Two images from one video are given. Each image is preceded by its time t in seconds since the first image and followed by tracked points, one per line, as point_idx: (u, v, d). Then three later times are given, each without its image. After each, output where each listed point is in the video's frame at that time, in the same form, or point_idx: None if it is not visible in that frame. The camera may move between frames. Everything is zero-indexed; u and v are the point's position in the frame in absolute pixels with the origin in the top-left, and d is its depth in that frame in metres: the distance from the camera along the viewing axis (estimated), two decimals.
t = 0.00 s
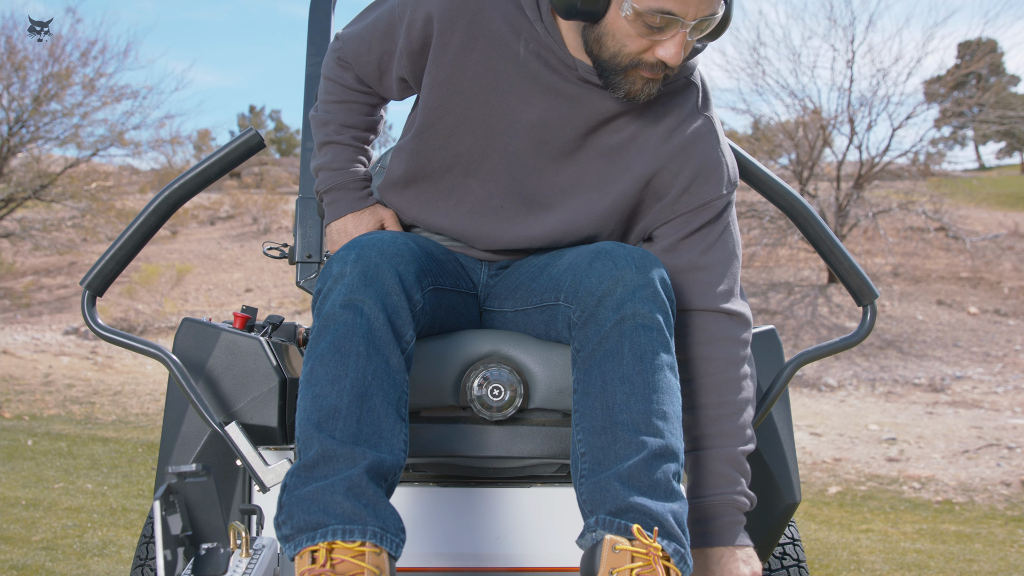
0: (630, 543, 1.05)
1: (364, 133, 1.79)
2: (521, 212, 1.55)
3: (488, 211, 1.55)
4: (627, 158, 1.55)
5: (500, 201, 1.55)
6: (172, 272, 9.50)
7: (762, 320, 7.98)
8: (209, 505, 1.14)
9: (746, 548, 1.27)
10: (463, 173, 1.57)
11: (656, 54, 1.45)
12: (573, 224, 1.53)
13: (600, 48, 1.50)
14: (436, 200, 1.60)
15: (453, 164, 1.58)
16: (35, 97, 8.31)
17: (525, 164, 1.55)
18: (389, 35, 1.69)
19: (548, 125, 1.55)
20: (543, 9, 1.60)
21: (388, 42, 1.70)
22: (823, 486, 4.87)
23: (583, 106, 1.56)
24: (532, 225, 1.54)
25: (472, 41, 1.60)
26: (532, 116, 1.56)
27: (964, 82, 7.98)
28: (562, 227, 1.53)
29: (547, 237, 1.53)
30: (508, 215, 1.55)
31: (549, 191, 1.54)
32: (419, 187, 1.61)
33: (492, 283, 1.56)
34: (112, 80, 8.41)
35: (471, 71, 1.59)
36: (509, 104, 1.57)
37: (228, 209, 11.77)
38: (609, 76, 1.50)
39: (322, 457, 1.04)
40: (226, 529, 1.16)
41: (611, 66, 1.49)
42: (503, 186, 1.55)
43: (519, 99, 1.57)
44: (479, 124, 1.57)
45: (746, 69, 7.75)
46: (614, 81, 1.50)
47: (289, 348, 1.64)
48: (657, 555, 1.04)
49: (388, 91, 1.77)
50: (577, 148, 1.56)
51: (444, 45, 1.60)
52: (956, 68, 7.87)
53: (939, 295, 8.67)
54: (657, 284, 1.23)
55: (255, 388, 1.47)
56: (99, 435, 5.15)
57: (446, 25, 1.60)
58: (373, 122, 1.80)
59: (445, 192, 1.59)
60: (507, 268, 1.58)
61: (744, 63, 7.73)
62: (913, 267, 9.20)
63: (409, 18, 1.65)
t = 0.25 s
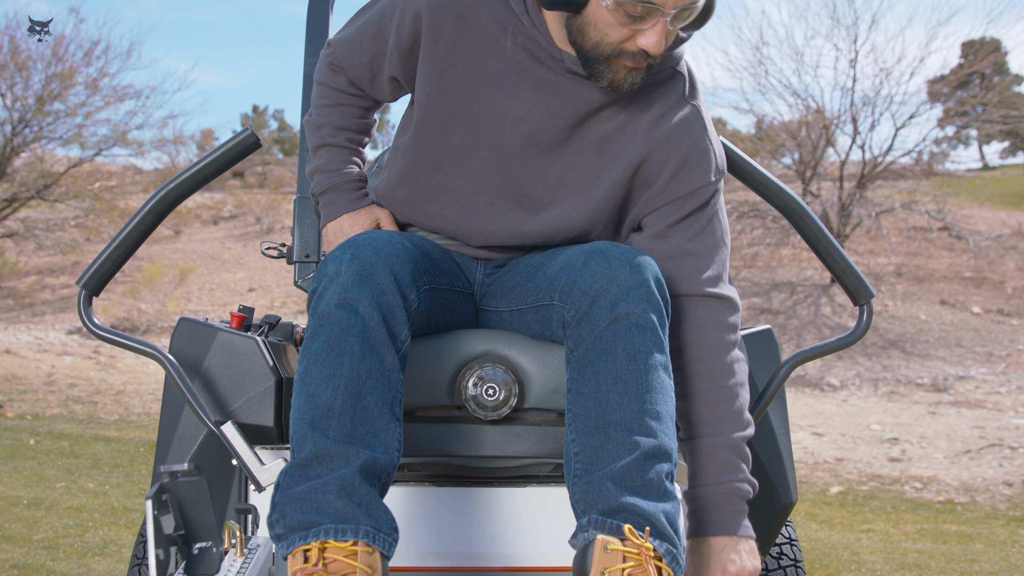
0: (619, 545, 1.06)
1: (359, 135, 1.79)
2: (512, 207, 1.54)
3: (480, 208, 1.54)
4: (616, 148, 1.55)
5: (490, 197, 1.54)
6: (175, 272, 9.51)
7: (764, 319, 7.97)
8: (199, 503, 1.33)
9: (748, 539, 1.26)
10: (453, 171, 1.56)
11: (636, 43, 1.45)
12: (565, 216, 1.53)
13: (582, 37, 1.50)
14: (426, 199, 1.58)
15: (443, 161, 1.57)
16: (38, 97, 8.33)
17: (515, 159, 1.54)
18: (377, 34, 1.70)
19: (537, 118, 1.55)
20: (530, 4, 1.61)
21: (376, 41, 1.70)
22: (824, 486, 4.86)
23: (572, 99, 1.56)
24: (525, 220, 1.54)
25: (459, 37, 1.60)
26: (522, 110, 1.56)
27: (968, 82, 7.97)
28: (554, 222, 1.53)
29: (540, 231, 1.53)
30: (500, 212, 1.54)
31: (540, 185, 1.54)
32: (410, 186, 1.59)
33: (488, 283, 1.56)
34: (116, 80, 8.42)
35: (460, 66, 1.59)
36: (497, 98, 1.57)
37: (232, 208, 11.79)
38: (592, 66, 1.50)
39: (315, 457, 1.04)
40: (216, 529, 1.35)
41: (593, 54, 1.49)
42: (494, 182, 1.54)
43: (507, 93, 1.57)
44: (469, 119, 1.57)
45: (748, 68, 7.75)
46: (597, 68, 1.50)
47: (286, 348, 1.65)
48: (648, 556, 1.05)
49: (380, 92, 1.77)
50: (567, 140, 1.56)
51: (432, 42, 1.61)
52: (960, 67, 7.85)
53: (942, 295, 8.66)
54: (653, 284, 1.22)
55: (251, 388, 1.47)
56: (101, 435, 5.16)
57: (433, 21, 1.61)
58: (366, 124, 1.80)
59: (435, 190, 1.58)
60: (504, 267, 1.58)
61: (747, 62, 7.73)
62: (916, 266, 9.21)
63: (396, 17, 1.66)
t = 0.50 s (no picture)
0: (610, 544, 1.05)
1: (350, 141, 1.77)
2: (508, 193, 1.53)
3: (476, 198, 1.54)
4: (608, 124, 1.55)
5: (485, 185, 1.54)
6: (179, 272, 9.53)
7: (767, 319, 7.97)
8: (194, 504, 1.33)
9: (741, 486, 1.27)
10: (445, 162, 1.55)
11: (609, 17, 1.43)
12: (562, 198, 1.53)
13: (559, 13, 1.50)
14: (421, 193, 1.57)
15: (436, 152, 1.56)
16: (42, 97, 8.35)
17: (508, 145, 1.54)
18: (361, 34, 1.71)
19: (526, 101, 1.55)
20: None
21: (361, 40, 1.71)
22: (827, 486, 4.86)
23: (560, 80, 1.56)
24: (522, 206, 1.53)
25: (443, 28, 1.61)
26: (511, 95, 1.56)
27: (972, 81, 7.95)
28: (551, 205, 1.53)
29: (538, 215, 1.53)
30: (496, 200, 1.53)
31: (534, 170, 1.54)
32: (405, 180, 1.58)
33: (486, 282, 1.56)
34: (119, 80, 8.44)
35: (446, 56, 1.60)
36: (486, 85, 1.57)
37: (235, 208, 11.81)
38: (569, 42, 1.49)
39: (309, 456, 1.04)
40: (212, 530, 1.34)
41: (569, 29, 1.48)
42: (487, 169, 1.53)
43: (495, 79, 1.58)
44: (458, 107, 1.57)
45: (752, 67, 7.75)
46: (573, 43, 1.49)
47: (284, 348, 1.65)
48: (642, 556, 1.05)
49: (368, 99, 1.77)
50: (558, 121, 1.56)
51: (416, 34, 1.62)
52: (964, 66, 7.84)
53: (946, 294, 8.64)
54: (649, 282, 1.22)
55: (249, 388, 1.47)
56: (104, 435, 5.17)
57: (416, 13, 1.62)
58: (357, 131, 1.78)
59: (430, 184, 1.56)
60: (502, 264, 1.58)
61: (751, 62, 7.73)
62: (920, 265, 9.19)
63: (378, 14, 1.67)
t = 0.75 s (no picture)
0: (608, 545, 1.06)
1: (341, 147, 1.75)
2: (505, 179, 1.55)
3: (472, 185, 1.55)
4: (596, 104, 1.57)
5: (481, 172, 1.55)
6: (183, 272, 9.54)
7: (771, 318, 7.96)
8: (191, 504, 1.26)
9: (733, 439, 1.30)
10: (439, 151, 1.56)
11: None
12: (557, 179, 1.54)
13: None
14: (417, 185, 1.57)
15: (430, 141, 1.56)
16: (47, 98, 8.38)
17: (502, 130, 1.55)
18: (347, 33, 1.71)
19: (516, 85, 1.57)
20: None
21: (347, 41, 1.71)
22: (831, 486, 4.85)
23: (548, 63, 1.58)
24: (518, 188, 1.55)
25: (430, 20, 1.62)
26: (500, 81, 1.58)
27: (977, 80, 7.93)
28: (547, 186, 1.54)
29: (536, 197, 1.54)
30: (492, 186, 1.55)
31: (529, 151, 1.54)
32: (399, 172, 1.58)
33: (484, 282, 1.56)
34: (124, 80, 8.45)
35: (434, 46, 1.61)
36: (475, 72, 1.59)
37: (240, 208, 11.83)
38: (544, 19, 1.53)
39: (306, 455, 1.05)
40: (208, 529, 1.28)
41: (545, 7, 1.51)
42: (482, 155, 1.54)
43: (483, 66, 1.59)
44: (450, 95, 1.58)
45: (755, 67, 7.75)
46: (549, 21, 1.53)
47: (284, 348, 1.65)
48: (639, 555, 1.05)
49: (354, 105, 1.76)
50: (548, 102, 1.58)
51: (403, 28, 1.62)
52: (969, 65, 7.81)
53: (951, 294, 8.62)
54: (649, 280, 1.22)
55: (248, 387, 1.48)
56: (108, 434, 5.18)
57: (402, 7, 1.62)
58: (345, 136, 1.77)
59: (425, 176, 1.56)
60: (500, 263, 1.58)
61: (754, 61, 7.73)
62: (925, 265, 9.18)
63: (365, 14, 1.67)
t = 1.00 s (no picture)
0: (602, 543, 1.06)
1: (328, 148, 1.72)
2: (498, 166, 1.57)
3: (465, 172, 1.56)
4: (585, 91, 1.61)
5: (475, 160, 1.57)
6: (186, 271, 9.56)
7: (773, 318, 7.96)
8: (182, 502, 1.20)
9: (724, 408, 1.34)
10: (433, 141, 1.58)
11: None
12: (550, 164, 1.57)
13: None
14: (410, 176, 1.58)
15: (424, 132, 1.58)
16: (50, 97, 8.39)
17: (494, 118, 1.58)
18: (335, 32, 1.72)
19: (506, 73, 1.60)
20: None
21: (333, 41, 1.71)
22: (832, 486, 4.84)
23: (536, 51, 1.62)
24: (511, 176, 1.58)
25: (419, 13, 1.65)
26: (490, 71, 1.61)
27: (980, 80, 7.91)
28: (540, 172, 1.57)
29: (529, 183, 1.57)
30: (485, 174, 1.57)
31: (521, 137, 1.57)
32: (392, 164, 1.59)
33: (479, 280, 1.56)
34: (127, 80, 8.45)
35: (425, 38, 1.63)
36: (465, 63, 1.62)
37: (243, 208, 11.84)
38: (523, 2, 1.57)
39: (297, 453, 1.05)
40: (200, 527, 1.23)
41: None
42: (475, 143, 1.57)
43: (474, 56, 1.62)
44: (442, 85, 1.61)
45: (758, 67, 7.75)
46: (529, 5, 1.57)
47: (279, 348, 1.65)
48: (630, 554, 1.06)
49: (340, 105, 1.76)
50: (538, 90, 1.61)
51: (393, 23, 1.64)
52: (972, 64, 7.80)
53: (954, 293, 8.61)
54: (643, 276, 1.23)
55: (244, 386, 1.48)
56: (109, 433, 5.18)
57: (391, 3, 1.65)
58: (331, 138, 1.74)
59: (419, 167, 1.57)
60: (495, 262, 1.57)
61: (757, 61, 7.73)
62: (927, 264, 9.17)
63: (353, 12, 1.69)
